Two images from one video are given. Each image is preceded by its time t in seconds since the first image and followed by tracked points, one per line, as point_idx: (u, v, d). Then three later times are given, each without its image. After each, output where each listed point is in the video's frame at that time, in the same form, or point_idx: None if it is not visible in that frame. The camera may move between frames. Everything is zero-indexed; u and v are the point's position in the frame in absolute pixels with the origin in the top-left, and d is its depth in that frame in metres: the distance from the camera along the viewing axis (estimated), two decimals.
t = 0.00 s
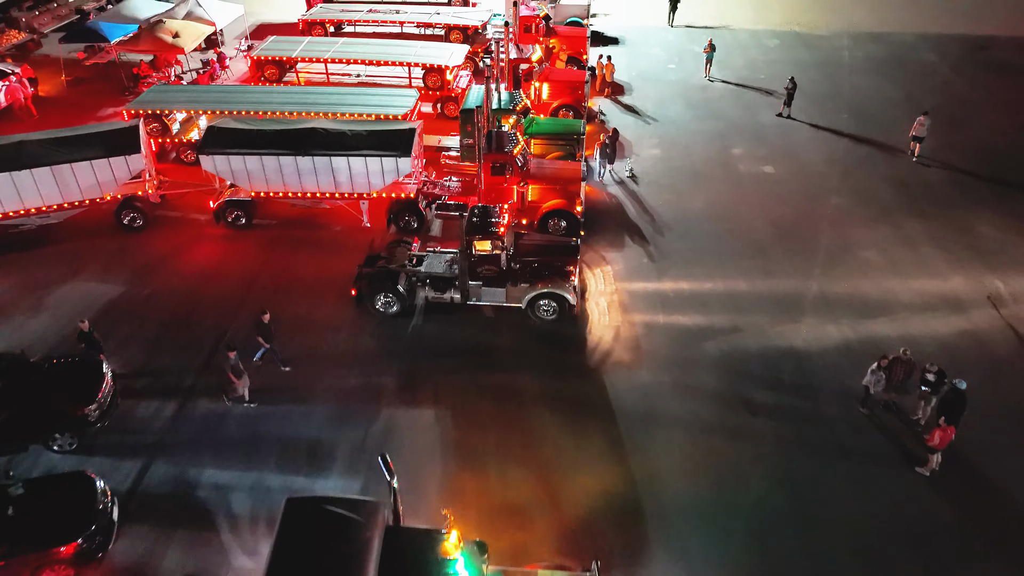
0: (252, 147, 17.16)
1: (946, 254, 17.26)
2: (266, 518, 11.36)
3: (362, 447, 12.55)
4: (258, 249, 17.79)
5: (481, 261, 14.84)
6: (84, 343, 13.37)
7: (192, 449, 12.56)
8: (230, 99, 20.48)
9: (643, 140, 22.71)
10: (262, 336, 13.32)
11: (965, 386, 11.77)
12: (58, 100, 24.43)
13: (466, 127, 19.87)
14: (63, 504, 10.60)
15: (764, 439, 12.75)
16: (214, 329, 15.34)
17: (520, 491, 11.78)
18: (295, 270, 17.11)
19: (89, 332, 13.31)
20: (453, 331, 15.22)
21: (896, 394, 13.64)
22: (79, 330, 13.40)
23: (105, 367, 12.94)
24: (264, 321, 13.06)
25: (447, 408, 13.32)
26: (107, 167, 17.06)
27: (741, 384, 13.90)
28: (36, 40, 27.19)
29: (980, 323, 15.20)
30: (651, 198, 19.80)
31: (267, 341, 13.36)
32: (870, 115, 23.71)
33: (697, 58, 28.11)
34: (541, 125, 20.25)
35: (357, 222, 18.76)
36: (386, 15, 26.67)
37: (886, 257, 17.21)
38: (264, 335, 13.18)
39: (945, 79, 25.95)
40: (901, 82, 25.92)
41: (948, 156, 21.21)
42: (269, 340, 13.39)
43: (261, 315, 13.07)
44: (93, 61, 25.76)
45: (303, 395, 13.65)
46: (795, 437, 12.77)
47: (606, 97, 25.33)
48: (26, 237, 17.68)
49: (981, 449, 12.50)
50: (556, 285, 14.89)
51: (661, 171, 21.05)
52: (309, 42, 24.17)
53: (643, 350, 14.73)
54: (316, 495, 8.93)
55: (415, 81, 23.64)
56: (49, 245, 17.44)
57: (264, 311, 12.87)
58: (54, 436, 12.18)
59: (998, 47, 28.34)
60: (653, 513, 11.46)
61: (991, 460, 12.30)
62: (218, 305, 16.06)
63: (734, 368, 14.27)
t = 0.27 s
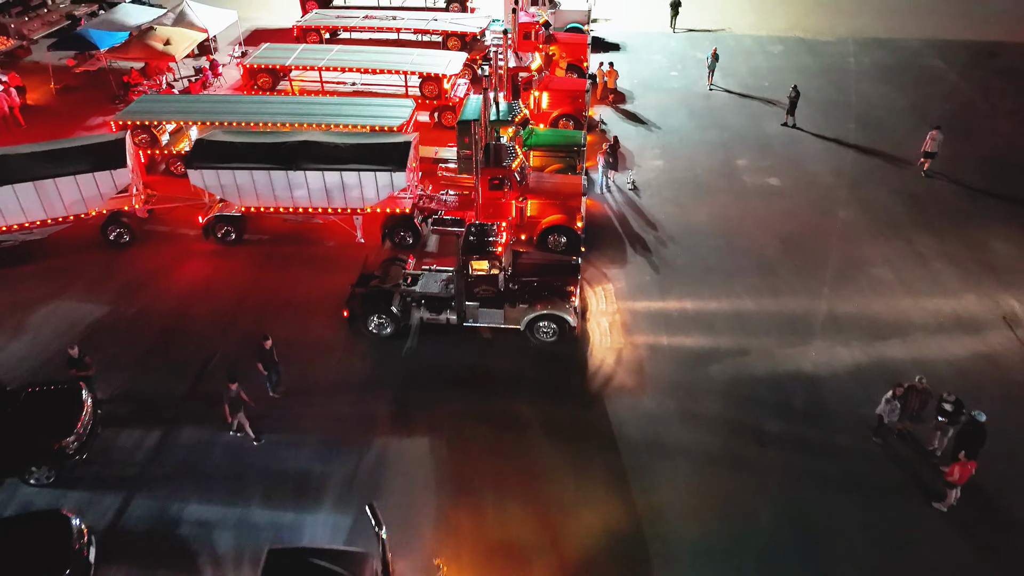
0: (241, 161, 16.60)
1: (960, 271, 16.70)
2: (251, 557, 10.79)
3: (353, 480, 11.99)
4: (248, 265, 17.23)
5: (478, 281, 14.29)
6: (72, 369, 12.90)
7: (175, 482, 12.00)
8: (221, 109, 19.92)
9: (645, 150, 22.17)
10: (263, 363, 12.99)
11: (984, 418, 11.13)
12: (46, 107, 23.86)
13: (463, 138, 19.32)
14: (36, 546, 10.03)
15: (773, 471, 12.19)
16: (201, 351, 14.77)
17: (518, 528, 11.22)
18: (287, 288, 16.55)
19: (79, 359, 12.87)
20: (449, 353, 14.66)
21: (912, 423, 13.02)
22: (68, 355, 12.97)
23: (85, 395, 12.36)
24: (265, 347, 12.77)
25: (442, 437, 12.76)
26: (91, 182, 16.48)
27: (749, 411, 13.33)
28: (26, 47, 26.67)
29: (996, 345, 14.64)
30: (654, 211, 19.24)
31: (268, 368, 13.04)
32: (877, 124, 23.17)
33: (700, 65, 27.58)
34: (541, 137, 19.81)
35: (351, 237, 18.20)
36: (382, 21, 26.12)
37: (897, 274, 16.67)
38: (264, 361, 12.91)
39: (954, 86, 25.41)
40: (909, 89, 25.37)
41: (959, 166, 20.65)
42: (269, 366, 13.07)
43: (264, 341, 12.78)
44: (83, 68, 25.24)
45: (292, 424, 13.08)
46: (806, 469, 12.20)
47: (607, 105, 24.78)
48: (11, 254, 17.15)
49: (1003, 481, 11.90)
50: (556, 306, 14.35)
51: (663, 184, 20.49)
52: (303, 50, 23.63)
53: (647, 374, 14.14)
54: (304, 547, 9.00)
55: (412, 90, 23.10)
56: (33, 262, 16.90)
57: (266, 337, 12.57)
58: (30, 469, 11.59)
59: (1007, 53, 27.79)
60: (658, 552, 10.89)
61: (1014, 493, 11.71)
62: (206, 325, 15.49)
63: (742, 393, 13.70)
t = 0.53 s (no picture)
0: (230, 177, 16.03)
1: (974, 289, 16.14)
2: None
3: (343, 517, 11.42)
4: (237, 284, 16.67)
5: (474, 303, 13.73)
6: (61, 403, 12.10)
7: (156, 518, 11.44)
8: (211, 120, 19.36)
9: (648, 161, 21.61)
10: (264, 394, 12.33)
11: (1006, 453, 10.55)
12: (32, 116, 23.30)
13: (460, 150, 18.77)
14: None
15: (783, 506, 11.62)
16: (187, 376, 14.21)
17: (516, 570, 10.64)
18: (277, 307, 15.99)
19: (69, 392, 12.08)
20: (444, 378, 14.11)
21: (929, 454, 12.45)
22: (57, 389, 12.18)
23: (63, 427, 11.79)
24: (270, 376, 12.18)
25: (437, 470, 12.19)
26: (75, 198, 16.00)
27: (757, 441, 12.76)
28: (14, 53, 26.14)
29: (1012, 368, 14.08)
30: (656, 226, 18.68)
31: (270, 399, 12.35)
32: (886, 134, 22.60)
33: (703, 72, 27.05)
34: (540, 148, 19.24)
35: (344, 253, 17.64)
36: (379, 28, 25.59)
37: (909, 293, 16.10)
38: (268, 391, 12.29)
39: (963, 94, 24.85)
40: (917, 97, 24.80)
41: (970, 179, 20.08)
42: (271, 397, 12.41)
43: (268, 370, 12.23)
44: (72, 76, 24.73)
45: (280, 455, 12.51)
46: (819, 505, 11.63)
47: (607, 114, 24.23)
48: None
49: None
50: (555, 329, 13.70)
51: (666, 197, 19.93)
52: (297, 58, 23.09)
53: (651, 401, 13.57)
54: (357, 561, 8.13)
55: (408, 98, 22.56)
56: (15, 281, 16.37)
57: (272, 365, 12.06)
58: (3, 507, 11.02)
59: (1016, 59, 27.24)
60: None
61: None
62: (192, 347, 14.93)
63: (750, 422, 13.13)
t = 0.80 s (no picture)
0: (218, 194, 15.48)
1: (988, 310, 15.58)
2: None
3: (331, 558, 10.86)
4: (226, 304, 16.12)
5: (471, 328, 13.16)
6: (49, 438, 11.33)
7: (136, 559, 10.88)
8: (201, 133, 18.82)
9: (650, 173, 21.06)
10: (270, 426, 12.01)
11: None
12: (20, 125, 22.71)
13: (457, 164, 18.23)
14: None
15: (795, 546, 11.03)
16: (171, 403, 13.65)
17: None
18: (267, 328, 15.46)
19: (56, 426, 11.30)
20: (440, 405, 13.56)
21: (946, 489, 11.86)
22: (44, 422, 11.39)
23: (38, 462, 11.23)
24: (275, 407, 11.79)
25: (430, 507, 11.63)
26: (58, 217, 15.45)
27: (766, 475, 12.19)
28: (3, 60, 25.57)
29: None
30: (659, 243, 18.12)
31: (276, 430, 12.02)
32: (894, 145, 22.04)
33: (706, 80, 26.50)
34: (539, 161, 18.68)
35: (337, 271, 17.08)
36: (374, 35, 25.04)
37: (921, 315, 15.55)
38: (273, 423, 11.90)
39: (972, 104, 24.29)
40: (925, 106, 24.24)
41: (982, 192, 19.52)
42: (277, 428, 12.05)
43: (271, 402, 11.79)
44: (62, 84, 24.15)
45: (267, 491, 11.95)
46: (832, 545, 11.05)
47: (609, 124, 23.68)
48: None
49: None
50: (557, 358, 12.96)
51: (669, 211, 19.38)
52: (290, 67, 22.56)
53: (655, 431, 13.00)
54: None
55: (404, 108, 22.03)
56: None
57: (275, 396, 11.61)
58: None
59: None
60: None
61: None
62: (178, 372, 14.37)
63: (758, 454, 12.56)
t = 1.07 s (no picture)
0: (205, 213, 14.93)
1: (1005, 333, 15.00)
2: None
3: None
4: (214, 326, 15.57)
5: (466, 356, 12.59)
6: (34, 477, 10.86)
7: None
8: (190, 146, 18.28)
9: (652, 186, 20.49)
10: (273, 464, 11.41)
11: None
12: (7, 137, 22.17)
13: (454, 179, 17.69)
14: None
15: None
16: (154, 433, 13.10)
17: None
18: (256, 351, 14.90)
19: (43, 464, 10.84)
20: (434, 436, 12.99)
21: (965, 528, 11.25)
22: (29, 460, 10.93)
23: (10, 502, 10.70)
24: (276, 446, 11.20)
25: (423, 548, 11.05)
26: (39, 236, 14.90)
27: (776, 512, 11.59)
28: None
29: None
30: (662, 260, 17.56)
31: (279, 468, 11.38)
32: (903, 157, 21.47)
33: (709, 89, 25.95)
34: (539, 176, 18.13)
35: (329, 291, 16.52)
36: (370, 43, 24.50)
37: (935, 338, 14.97)
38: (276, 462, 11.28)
39: (983, 113, 23.72)
40: (934, 116, 23.70)
41: (995, 207, 18.94)
42: (280, 468, 11.42)
43: (273, 440, 11.21)
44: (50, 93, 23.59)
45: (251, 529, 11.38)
46: None
47: (610, 134, 23.13)
48: None
49: None
50: (556, 387, 12.50)
51: (673, 226, 18.82)
52: (284, 77, 22.04)
53: (659, 464, 12.40)
54: None
55: (400, 119, 21.49)
56: None
57: (276, 436, 11.02)
58: None
59: None
60: None
61: None
62: (162, 400, 13.81)
63: (768, 489, 11.96)
